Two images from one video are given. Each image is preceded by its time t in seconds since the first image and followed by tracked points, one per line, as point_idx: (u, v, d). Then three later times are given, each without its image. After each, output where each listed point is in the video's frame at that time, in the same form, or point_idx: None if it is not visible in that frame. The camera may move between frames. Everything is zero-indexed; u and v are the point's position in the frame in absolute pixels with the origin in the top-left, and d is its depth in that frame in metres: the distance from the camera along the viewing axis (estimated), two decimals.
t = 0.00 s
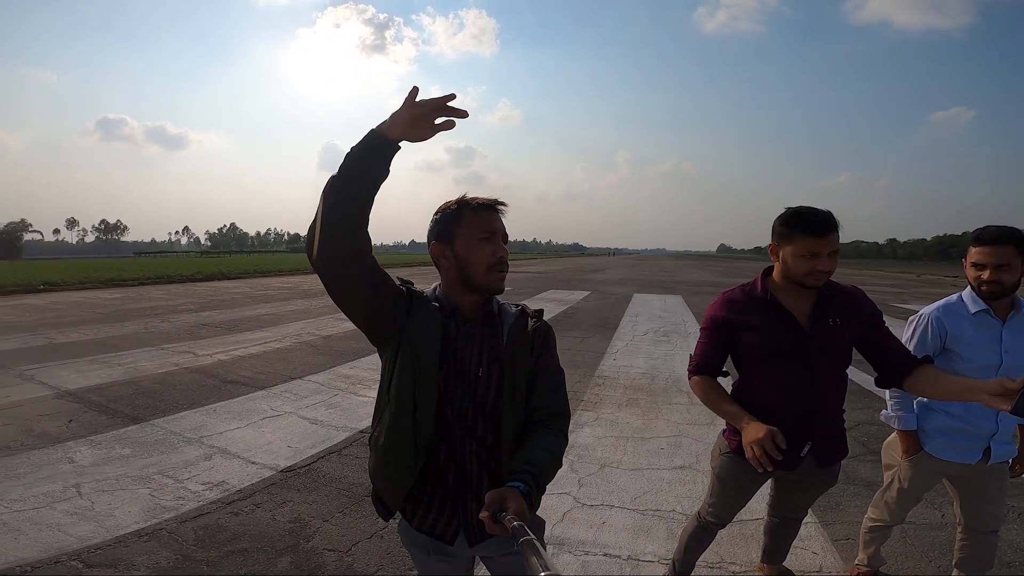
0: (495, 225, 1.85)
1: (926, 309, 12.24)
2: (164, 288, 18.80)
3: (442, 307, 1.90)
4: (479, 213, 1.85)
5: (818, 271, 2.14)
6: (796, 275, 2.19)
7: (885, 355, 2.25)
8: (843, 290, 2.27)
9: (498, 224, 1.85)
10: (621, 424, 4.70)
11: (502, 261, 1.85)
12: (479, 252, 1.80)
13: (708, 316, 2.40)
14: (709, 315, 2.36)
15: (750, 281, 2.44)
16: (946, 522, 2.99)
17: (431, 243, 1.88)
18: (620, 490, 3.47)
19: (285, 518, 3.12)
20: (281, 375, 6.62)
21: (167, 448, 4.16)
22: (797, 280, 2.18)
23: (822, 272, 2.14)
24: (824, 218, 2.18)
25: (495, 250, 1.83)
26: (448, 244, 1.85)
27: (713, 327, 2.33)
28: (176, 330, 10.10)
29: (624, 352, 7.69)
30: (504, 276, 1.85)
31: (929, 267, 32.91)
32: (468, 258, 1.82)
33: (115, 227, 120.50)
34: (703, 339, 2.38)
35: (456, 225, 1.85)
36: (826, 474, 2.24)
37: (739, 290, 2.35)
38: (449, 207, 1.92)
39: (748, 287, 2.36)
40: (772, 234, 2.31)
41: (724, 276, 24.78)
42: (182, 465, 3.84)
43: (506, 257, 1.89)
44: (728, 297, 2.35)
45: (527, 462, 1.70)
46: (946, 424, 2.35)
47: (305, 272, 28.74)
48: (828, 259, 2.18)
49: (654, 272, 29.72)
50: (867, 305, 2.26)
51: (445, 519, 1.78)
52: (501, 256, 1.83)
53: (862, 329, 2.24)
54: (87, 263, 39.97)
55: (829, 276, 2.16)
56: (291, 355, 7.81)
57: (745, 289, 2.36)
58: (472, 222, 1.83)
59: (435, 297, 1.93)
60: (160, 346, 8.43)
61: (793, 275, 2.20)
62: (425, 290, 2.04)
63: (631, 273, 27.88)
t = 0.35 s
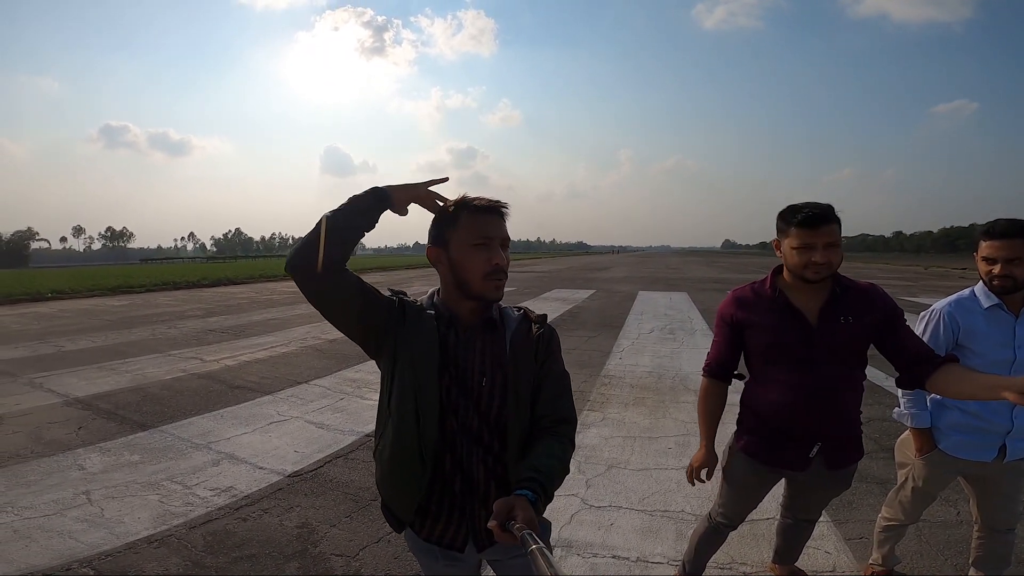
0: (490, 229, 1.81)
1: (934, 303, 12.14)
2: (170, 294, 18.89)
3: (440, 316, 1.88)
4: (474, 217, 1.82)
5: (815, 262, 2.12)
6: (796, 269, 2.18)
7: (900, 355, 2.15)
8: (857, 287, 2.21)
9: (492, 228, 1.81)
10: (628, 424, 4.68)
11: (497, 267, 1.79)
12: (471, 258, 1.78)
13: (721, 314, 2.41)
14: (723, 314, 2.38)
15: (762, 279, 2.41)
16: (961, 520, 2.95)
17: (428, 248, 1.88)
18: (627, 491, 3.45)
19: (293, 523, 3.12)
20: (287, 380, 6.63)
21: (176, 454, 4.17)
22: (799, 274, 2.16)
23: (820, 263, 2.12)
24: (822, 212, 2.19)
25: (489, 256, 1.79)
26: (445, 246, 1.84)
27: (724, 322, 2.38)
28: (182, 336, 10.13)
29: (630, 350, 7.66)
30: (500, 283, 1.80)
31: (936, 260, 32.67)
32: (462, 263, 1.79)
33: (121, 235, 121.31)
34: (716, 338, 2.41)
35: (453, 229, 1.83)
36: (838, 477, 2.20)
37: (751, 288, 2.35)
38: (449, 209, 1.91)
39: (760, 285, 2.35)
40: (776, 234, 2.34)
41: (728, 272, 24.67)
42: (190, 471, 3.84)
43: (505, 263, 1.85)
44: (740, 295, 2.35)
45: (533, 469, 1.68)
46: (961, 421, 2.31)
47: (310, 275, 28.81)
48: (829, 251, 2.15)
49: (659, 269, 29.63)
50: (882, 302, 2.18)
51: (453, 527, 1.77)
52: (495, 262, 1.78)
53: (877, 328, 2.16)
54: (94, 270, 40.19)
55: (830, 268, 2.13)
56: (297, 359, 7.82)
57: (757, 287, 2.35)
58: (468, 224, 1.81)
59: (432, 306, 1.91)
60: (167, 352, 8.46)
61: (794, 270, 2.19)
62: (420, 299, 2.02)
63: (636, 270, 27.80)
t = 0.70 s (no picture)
0: (472, 226, 1.81)
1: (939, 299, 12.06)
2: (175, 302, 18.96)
3: (442, 317, 1.87)
4: (460, 214, 1.83)
5: (813, 253, 2.14)
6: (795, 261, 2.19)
7: (906, 348, 2.13)
8: (861, 280, 2.20)
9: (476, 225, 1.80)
10: (634, 424, 4.66)
11: (477, 263, 1.78)
12: (454, 254, 1.79)
13: (723, 309, 2.41)
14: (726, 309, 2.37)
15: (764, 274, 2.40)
16: (973, 516, 2.92)
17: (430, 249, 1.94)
18: (634, 491, 3.43)
19: (298, 527, 3.11)
20: (292, 385, 6.63)
21: (182, 460, 4.17)
22: (797, 266, 2.18)
23: (816, 253, 2.13)
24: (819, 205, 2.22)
25: (471, 252, 1.79)
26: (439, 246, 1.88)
27: (726, 316, 2.38)
28: (187, 343, 10.15)
29: (634, 351, 7.63)
30: (483, 279, 1.78)
31: (941, 256, 32.50)
32: (449, 260, 1.82)
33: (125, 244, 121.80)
34: (720, 333, 2.41)
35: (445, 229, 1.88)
36: (845, 473, 2.18)
37: (753, 283, 2.34)
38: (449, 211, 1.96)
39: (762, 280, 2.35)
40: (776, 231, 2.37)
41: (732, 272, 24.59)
42: (196, 476, 3.84)
43: (490, 259, 1.80)
44: (742, 290, 2.34)
45: (532, 469, 1.67)
46: (970, 415, 2.29)
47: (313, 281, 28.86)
48: (829, 242, 2.16)
49: (662, 270, 29.55)
50: (887, 295, 2.16)
51: (456, 528, 1.78)
52: (473, 257, 1.77)
53: (882, 322, 2.14)
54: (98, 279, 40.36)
55: (829, 259, 2.14)
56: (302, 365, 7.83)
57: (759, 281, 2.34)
58: (457, 219, 1.84)
59: (433, 309, 1.91)
60: (173, 359, 8.48)
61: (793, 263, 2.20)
62: (420, 305, 1.99)
63: (638, 272, 27.74)
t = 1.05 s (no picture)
0: (465, 215, 1.81)
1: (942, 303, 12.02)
2: (177, 305, 19.00)
3: (435, 319, 1.85)
4: (453, 205, 1.85)
5: (810, 246, 2.14)
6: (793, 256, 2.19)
7: (905, 343, 2.12)
8: (859, 275, 2.20)
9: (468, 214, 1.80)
10: (635, 425, 4.64)
11: (471, 252, 1.78)
12: (447, 244, 1.80)
13: (723, 305, 2.40)
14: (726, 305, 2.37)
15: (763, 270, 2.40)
16: (976, 516, 2.89)
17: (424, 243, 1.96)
18: (634, 491, 3.42)
19: (297, 526, 3.10)
20: (293, 386, 6.63)
21: (182, 459, 4.16)
22: (795, 261, 2.17)
23: (813, 246, 2.13)
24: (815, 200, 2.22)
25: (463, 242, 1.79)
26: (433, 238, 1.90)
27: (725, 312, 2.38)
28: (189, 345, 10.15)
29: (635, 353, 7.61)
30: (475, 268, 1.78)
31: (943, 260, 32.40)
32: (442, 252, 1.83)
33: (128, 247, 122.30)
34: (720, 329, 2.40)
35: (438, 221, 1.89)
36: (845, 469, 2.16)
37: (753, 279, 2.34)
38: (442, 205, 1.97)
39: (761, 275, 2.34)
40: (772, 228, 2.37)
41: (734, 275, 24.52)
42: (196, 475, 3.84)
43: (483, 248, 1.80)
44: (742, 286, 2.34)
45: (531, 466, 1.65)
46: (971, 411, 2.27)
47: (315, 284, 28.90)
48: (826, 236, 2.16)
49: (664, 273, 29.51)
50: (886, 290, 2.16)
51: (458, 525, 1.78)
52: (466, 247, 1.77)
53: (882, 317, 2.13)
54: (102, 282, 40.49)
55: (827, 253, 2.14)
56: (303, 366, 7.83)
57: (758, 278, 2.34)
58: (450, 210, 1.85)
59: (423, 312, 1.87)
60: (174, 361, 8.48)
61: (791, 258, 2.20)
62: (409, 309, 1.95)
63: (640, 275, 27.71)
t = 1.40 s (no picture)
0: (442, 211, 1.82)
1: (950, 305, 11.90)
2: (185, 305, 19.13)
3: (418, 315, 1.89)
4: (428, 203, 1.85)
5: (814, 241, 2.13)
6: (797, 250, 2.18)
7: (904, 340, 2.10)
8: (860, 272, 2.19)
9: (445, 211, 1.81)
10: (638, 425, 4.62)
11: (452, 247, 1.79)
12: (428, 242, 1.82)
13: (722, 302, 2.40)
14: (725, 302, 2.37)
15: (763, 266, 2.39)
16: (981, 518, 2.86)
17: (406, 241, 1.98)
18: (636, 491, 3.40)
19: (298, 523, 3.10)
20: (297, 385, 6.65)
21: (187, 457, 4.19)
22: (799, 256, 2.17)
23: (818, 241, 2.12)
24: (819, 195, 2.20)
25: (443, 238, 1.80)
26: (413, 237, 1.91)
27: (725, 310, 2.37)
28: (196, 345, 10.21)
29: (640, 354, 7.59)
30: (456, 263, 1.79)
31: (953, 263, 32.11)
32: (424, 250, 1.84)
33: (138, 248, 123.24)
34: (719, 327, 2.39)
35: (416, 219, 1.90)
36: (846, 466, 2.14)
37: (752, 276, 2.33)
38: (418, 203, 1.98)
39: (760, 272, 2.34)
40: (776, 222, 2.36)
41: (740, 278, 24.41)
42: (200, 473, 3.86)
43: (464, 243, 1.81)
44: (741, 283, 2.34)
45: (521, 460, 1.65)
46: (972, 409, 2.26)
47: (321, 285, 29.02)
48: (831, 231, 2.15)
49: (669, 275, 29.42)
50: (887, 287, 2.14)
51: (453, 520, 1.79)
52: (447, 243, 1.78)
53: (882, 313, 2.12)
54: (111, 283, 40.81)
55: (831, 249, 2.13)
56: (308, 366, 7.85)
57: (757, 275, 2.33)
58: (427, 206, 1.85)
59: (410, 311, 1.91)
60: (181, 360, 8.54)
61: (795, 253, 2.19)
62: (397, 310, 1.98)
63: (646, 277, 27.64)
